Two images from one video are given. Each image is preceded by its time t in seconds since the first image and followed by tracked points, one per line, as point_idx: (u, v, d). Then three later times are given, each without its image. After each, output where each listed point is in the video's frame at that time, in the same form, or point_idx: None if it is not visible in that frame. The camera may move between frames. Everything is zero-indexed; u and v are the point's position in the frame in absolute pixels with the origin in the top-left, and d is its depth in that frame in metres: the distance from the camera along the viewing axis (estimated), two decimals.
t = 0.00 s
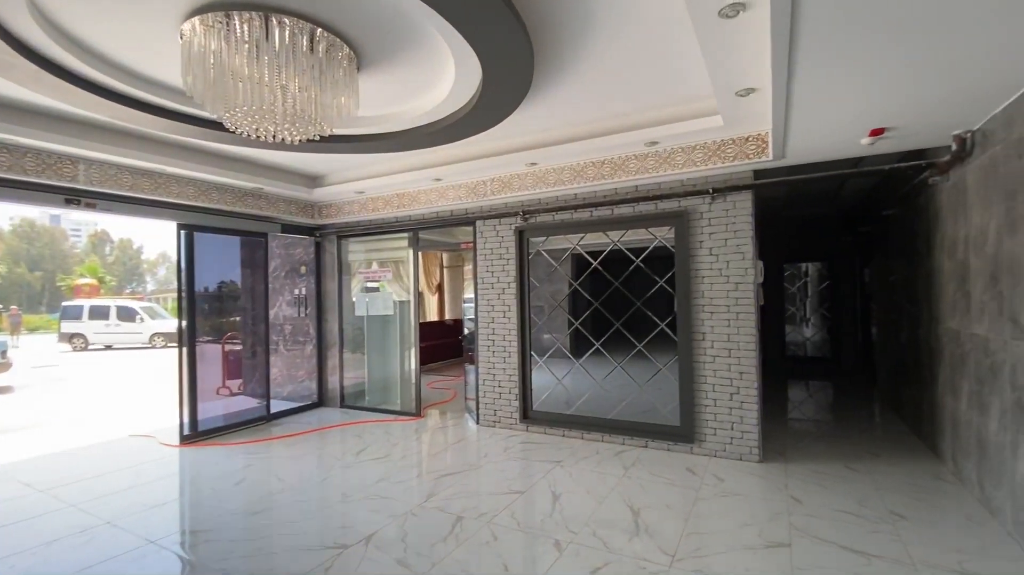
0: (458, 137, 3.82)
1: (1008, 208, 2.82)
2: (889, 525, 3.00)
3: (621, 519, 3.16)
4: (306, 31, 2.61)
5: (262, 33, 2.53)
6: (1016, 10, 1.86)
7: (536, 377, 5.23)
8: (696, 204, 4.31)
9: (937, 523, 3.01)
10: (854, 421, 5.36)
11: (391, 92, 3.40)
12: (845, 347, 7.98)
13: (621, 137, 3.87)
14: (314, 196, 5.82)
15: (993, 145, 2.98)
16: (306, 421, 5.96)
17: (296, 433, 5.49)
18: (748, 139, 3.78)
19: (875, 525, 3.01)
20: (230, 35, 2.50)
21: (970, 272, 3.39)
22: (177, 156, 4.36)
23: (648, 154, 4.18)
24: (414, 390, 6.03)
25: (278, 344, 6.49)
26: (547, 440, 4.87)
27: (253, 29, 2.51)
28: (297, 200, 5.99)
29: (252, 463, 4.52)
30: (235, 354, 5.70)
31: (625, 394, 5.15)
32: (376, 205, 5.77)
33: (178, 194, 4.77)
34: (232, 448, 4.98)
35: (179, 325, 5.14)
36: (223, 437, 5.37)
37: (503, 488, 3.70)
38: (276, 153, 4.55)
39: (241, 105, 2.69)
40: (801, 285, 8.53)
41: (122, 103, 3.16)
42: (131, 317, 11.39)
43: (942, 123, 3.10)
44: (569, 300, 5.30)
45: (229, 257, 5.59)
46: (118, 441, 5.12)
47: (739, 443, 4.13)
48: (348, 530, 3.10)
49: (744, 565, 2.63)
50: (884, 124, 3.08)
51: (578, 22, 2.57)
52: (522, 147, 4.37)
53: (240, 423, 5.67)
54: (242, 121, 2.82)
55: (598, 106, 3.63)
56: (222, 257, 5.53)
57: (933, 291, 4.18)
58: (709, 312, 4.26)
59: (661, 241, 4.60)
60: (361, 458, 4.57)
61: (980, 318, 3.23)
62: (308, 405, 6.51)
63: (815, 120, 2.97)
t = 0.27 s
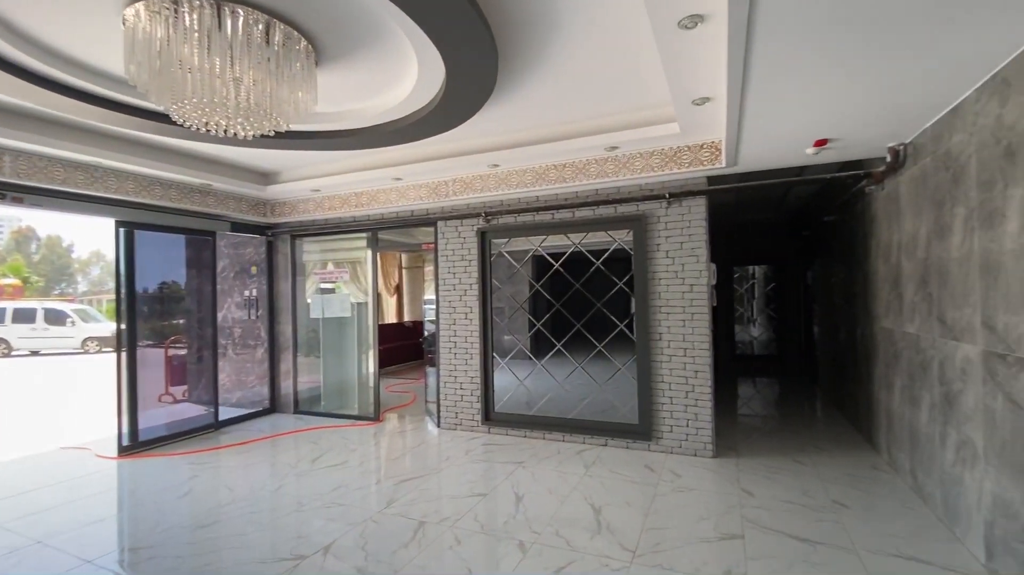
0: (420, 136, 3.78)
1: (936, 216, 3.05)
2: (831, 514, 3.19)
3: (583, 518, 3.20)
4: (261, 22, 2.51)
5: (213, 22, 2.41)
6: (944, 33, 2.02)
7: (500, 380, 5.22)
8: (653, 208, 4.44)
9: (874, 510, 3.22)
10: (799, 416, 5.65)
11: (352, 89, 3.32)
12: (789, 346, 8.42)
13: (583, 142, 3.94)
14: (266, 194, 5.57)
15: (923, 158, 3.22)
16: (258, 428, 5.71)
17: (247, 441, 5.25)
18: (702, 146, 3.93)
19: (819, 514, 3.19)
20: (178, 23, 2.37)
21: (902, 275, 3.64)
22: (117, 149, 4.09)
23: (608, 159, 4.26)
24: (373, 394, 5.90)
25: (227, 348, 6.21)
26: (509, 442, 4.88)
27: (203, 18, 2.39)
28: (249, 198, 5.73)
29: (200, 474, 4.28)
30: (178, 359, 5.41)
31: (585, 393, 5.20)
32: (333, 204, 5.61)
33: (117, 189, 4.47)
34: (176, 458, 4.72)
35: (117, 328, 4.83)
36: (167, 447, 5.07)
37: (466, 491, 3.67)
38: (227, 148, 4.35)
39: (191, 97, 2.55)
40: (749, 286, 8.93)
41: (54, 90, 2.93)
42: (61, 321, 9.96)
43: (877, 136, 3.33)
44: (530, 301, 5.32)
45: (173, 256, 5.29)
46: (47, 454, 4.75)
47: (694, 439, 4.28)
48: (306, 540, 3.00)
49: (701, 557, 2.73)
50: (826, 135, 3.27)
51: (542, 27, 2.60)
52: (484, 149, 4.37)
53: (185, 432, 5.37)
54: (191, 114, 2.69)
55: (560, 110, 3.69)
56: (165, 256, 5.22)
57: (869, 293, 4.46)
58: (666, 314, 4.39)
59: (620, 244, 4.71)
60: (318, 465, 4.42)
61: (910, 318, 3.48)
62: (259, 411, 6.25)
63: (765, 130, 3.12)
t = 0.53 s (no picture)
0: (381, 136, 3.73)
1: (872, 224, 3.28)
2: (778, 504, 3.36)
3: (546, 518, 3.24)
4: (211, 14, 2.42)
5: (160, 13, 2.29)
6: (878, 54, 2.18)
7: (462, 381, 5.21)
8: (612, 213, 4.54)
9: (817, 500, 3.42)
10: (748, 412, 5.91)
11: (311, 85, 3.24)
12: (739, 346, 8.79)
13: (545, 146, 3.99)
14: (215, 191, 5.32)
15: (860, 169, 3.45)
16: (207, 437, 5.45)
17: (195, 450, 5.00)
18: (659, 154, 4.06)
19: (767, 505, 3.36)
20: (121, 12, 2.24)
21: (841, 278, 3.88)
22: (51, 140, 3.81)
23: (568, 163, 4.33)
24: (330, 399, 5.74)
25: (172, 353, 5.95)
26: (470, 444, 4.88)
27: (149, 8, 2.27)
28: (199, 195, 5.45)
29: (143, 487, 4.05)
30: (117, 365, 5.13)
31: (547, 394, 5.19)
32: (287, 203, 5.42)
33: (50, 184, 4.15)
34: (117, 471, 4.44)
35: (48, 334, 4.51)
36: (106, 458, 4.75)
37: (428, 496, 3.64)
38: (174, 143, 4.13)
39: (136, 90, 2.42)
40: (700, 288, 9.13)
41: None
42: None
43: (820, 148, 3.54)
44: (491, 303, 5.28)
45: (111, 256, 4.99)
46: None
47: (651, 437, 4.41)
48: (262, 552, 2.89)
49: (660, 551, 2.82)
50: (774, 146, 3.45)
51: (507, 32, 2.62)
52: (446, 150, 4.34)
53: (127, 441, 5.06)
54: (137, 108, 2.55)
55: (522, 114, 3.72)
56: (103, 257, 4.91)
57: (811, 294, 4.73)
58: (624, 315, 4.50)
59: (581, 247, 4.79)
60: (273, 474, 4.26)
61: (849, 318, 3.71)
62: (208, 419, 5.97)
63: (719, 139, 3.26)
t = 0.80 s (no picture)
0: (340, 134, 3.66)
1: (813, 229, 3.49)
2: (729, 496, 3.52)
3: (508, 517, 3.27)
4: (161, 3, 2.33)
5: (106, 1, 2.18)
6: (820, 69, 2.33)
7: (424, 382, 5.25)
8: (572, 216, 4.64)
9: (764, 490, 3.60)
10: (701, 408, 6.15)
11: (267, 80, 3.14)
12: (692, 344, 9.12)
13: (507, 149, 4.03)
14: (161, 188, 5.06)
15: (803, 177, 3.66)
16: (152, 446, 5.17)
17: (138, 460, 4.74)
18: (617, 159, 4.18)
19: (719, 497, 3.51)
20: None
21: (786, 280, 4.11)
22: None
23: (530, 166, 4.38)
24: (285, 403, 5.57)
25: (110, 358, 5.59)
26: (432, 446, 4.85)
27: None
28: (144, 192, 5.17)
29: (81, 501, 3.80)
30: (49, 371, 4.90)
31: (509, 394, 5.33)
32: (240, 201, 5.22)
33: None
34: (50, 484, 4.14)
35: None
36: (38, 471, 4.42)
37: (389, 500, 3.60)
38: (117, 137, 3.91)
39: (79, 81, 2.29)
40: (655, 289, 9.48)
41: None
42: None
43: (766, 157, 3.74)
44: (453, 305, 5.27)
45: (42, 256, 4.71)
46: None
47: (610, 435, 4.52)
48: (215, 565, 2.79)
49: (619, 545, 2.90)
50: (725, 154, 3.62)
51: (470, 35, 2.64)
52: (407, 151, 4.31)
53: (62, 452, 4.75)
54: (79, 100, 2.41)
55: (485, 116, 3.74)
56: (34, 255, 4.66)
57: (759, 295, 4.97)
58: (584, 316, 4.60)
59: (542, 248, 4.86)
60: (225, 483, 4.09)
61: (793, 318, 3.94)
62: (153, 427, 5.67)
63: (675, 146, 3.39)
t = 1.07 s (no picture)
0: (299, 130, 3.56)
1: (762, 232, 3.68)
2: (685, 488, 3.67)
3: (472, 517, 3.28)
4: None
5: None
6: (768, 82, 2.47)
7: (383, 386, 5.11)
8: (534, 216, 4.69)
9: (717, 481, 3.77)
10: (657, 404, 6.34)
11: (221, 72, 3.03)
12: (648, 342, 9.39)
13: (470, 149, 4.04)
14: (102, 182, 4.77)
15: (752, 183, 3.85)
16: (91, 456, 4.88)
17: (76, 471, 4.45)
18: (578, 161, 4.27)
19: (675, 489, 3.65)
20: None
21: (737, 280, 4.31)
22: None
23: (493, 167, 4.40)
24: (238, 408, 5.37)
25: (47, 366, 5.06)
26: (393, 448, 4.80)
27: None
28: (83, 186, 4.86)
29: (13, 516, 3.54)
30: None
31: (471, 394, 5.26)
32: (190, 196, 4.99)
33: None
34: None
35: None
36: None
37: (350, 503, 3.54)
38: (53, 127, 3.66)
39: (16, 69, 2.16)
40: (615, 289, 9.73)
41: None
42: None
43: (719, 162, 3.91)
44: (414, 302, 5.23)
45: None
46: None
47: (571, 432, 4.61)
48: None
49: (582, 539, 2.97)
50: (681, 159, 3.76)
51: (435, 35, 2.64)
52: (368, 148, 4.24)
53: None
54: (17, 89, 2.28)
55: (448, 116, 3.73)
56: None
57: (712, 295, 5.19)
58: (546, 316, 4.67)
59: (504, 249, 4.89)
60: (174, 492, 3.91)
61: (743, 316, 4.13)
62: (92, 436, 5.33)
63: (634, 150, 3.49)
